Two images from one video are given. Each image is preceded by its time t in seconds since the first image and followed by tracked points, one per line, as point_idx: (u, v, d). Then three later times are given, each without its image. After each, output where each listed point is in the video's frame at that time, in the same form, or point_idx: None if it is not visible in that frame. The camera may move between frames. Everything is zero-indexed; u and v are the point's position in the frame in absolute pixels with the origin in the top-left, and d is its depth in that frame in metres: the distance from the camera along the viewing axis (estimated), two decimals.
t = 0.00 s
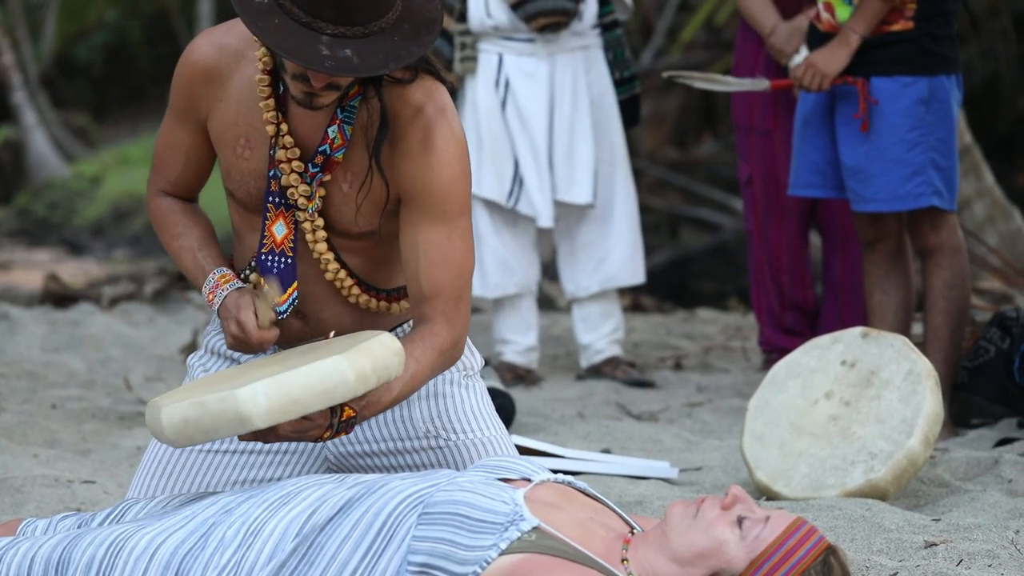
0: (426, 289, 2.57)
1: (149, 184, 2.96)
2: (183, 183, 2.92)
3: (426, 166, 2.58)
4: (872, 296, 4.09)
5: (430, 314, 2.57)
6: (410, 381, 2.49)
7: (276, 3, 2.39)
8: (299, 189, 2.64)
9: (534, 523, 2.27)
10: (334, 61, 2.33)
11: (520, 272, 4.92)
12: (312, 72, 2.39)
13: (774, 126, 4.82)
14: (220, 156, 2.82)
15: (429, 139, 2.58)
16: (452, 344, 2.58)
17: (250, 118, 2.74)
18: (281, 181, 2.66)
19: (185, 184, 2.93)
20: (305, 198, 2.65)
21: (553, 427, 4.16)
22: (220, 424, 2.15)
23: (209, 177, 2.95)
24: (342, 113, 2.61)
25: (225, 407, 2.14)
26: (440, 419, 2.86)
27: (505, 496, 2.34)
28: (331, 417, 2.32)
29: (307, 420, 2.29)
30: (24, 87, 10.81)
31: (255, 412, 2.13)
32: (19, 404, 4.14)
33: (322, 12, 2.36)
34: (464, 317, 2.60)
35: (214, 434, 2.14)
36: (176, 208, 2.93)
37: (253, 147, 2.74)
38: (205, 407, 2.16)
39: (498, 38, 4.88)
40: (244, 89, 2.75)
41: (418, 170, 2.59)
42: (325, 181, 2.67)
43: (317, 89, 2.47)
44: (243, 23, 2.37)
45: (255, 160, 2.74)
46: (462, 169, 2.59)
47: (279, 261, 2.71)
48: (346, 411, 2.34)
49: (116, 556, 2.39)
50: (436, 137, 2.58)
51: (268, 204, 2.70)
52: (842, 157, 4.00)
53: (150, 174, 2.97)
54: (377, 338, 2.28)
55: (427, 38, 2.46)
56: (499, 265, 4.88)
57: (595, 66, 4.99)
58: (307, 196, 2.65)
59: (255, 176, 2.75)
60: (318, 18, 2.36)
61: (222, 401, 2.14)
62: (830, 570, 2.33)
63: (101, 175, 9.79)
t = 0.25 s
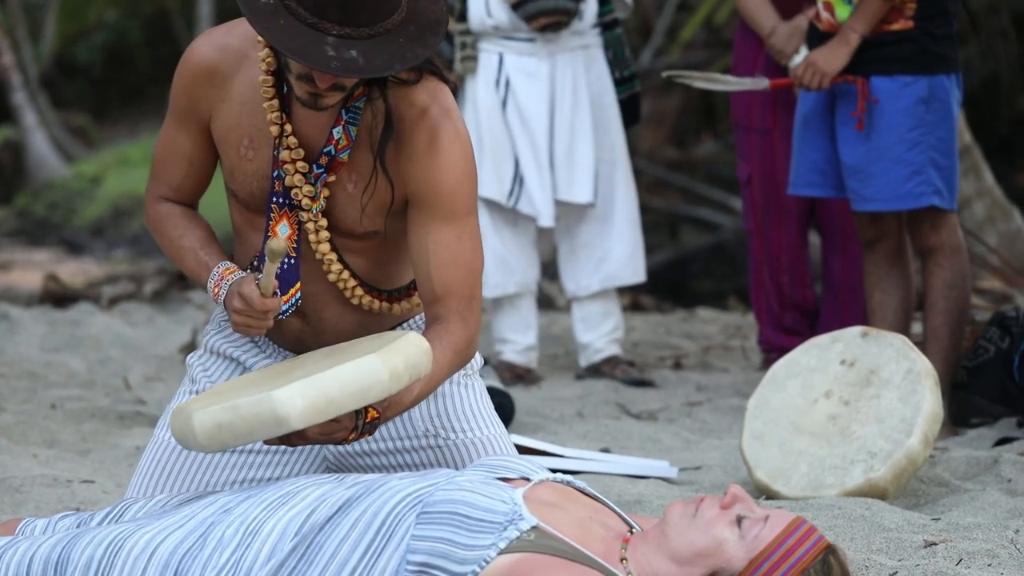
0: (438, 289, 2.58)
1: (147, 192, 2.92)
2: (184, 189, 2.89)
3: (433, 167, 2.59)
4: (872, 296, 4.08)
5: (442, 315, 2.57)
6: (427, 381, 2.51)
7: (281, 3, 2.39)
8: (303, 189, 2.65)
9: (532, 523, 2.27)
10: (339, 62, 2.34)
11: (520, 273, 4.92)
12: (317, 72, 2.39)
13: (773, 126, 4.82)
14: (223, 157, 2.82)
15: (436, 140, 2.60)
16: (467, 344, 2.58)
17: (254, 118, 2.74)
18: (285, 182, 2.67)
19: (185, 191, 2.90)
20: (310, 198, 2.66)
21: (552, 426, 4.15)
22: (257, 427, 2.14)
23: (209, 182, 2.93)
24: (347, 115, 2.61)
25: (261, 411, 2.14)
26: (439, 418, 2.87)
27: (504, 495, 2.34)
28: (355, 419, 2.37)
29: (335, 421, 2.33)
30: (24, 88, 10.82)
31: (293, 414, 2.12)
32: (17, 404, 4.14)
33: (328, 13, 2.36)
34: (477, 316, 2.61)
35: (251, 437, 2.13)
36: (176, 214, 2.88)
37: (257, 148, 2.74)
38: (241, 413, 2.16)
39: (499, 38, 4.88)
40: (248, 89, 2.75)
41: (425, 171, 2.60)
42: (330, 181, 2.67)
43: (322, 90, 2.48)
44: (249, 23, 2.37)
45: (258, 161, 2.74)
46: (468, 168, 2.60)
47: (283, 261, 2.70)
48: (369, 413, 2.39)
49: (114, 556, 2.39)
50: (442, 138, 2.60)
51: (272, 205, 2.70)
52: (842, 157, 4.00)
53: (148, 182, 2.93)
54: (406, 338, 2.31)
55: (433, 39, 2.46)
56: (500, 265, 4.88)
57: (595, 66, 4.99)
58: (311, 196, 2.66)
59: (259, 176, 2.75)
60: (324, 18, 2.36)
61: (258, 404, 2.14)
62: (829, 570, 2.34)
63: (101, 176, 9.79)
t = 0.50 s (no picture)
0: (440, 288, 2.56)
1: (143, 200, 2.89)
2: (182, 195, 2.86)
3: (436, 166, 2.59)
4: (869, 295, 4.09)
5: (445, 314, 2.56)
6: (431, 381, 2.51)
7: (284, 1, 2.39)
8: (304, 188, 2.65)
9: (529, 521, 2.28)
10: (342, 60, 2.33)
11: (518, 271, 4.92)
12: (319, 70, 2.39)
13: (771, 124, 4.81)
14: (223, 157, 2.82)
15: (439, 140, 2.61)
16: (470, 342, 2.55)
17: (255, 117, 2.74)
18: (287, 180, 2.67)
19: (182, 197, 2.87)
20: (311, 197, 2.66)
21: (548, 424, 4.16)
22: (279, 422, 2.14)
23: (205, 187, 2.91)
24: (348, 114, 2.61)
25: (283, 405, 2.14)
26: (435, 416, 2.87)
27: (500, 494, 2.34)
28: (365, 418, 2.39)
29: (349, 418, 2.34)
30: (22, 86, 10.82)
31: (316, 411, 2.13)
32: (13, 401, 4.14)
33: (330, 11, 2.37)
34: (479, 315, 2.59)
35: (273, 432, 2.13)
36: (175, 220, 2.85)
37: (258, 147, 2.74)
38: (262, 406, 2.16)
39: (496, 36, 4.88)
40: (249, 87, 2.75)
41: (428, 170, 2.60)
42: (331, 180, 2.67)
43: (324, 88, 2.48)
44: (251, 20, 2.37)
45: (259, 159, 2.74)
46: (470, 167, 2.61)
47: (284, 259, 2.70)
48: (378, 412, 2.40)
49: (111, 553, 2.39)
50: (444, 136, 2.60)
51: (274, 203, 2.70)
52: (839, 156, 4.00)
53: (144, 189, 2.89)
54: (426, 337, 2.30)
55: (435, 38, 2.46)
56: (497, 263, 4.89)
57: (593, 65, 4.99)
58: (313, 195, 2.66)
59: (260, 175, 2.75)
60: (327, 16, 2.36)
61: (281, 398, 2.14)
62: (826, 569, 2.31)
63: (99, 174, 9.79)
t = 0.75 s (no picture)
0: (440, 288, 2.58)
1: (144, 203, 2.86)
2: (185, 198, 2.85)
3: (436, 165, 2.59)
4: (869, 293, 4.08)
5: (443, 313, 2.57)
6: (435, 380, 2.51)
7: None
8: (306, 187, 2.65)
9: (529, 520, 2.28)
10: (346, 58, 2.33)
11: (517, 269, 4.92)
12: (323, 69, 2.38)
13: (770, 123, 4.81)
14: (223, 154, 2.82)
15: (440, 139, 2.60)
16: (469, 343, 2.57)
17: (257, 115, 2.73)
18: (289, 178, 2.67)
19: (184, 200, 2.85)
20: (313, 196, 2.65)
21: (548, 423, 4.16)
22: (297, 405, 2.11)
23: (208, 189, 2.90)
24: (350, 112, 2.61)
25: (301, 388, 2.11)
26: (436, 415, 2.86)
27: (501, 493, 2.34)
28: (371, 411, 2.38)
29: (357, 410, 2.32)
30: (20, 83, 10.81)
31: (334, 391, 2.11)
32: (13, 400, 4.14)
33: (334, 9, 2.36)
34: (477, 317, 2.60)
35: (292, 415, 2.10)
36: (177, 225, 2.82)
37: (260, 145, 2.73)
38: (279, 391, 2.13)
39: (497, 34, 4.88)
40: (252, 86, 2.75)
41: (430, 169, 2.60)
42: (332, 179, 2.67)
43: (327, 87, 2.47)
44: (255, 18, 2.36)
45: (261, 157, 2.73)
46: (471, 167, 2.61)
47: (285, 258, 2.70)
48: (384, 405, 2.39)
49: (112, 551, 2.39)
50: (447, 136, 2.61)
51: (276, 201, 2.70)
52: (839, 154, 4.00)
53: (145, 195, 2.87)
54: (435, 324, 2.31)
55: (439, 38, 2.46)
56: (497, 262, 4.88)
57: (593, 63, 4.99)
58: (315, 193, 2.66)
59: (262, 173, 2.74)
60: (331, 15, 2.36)
61: (299, 380, 2.11)
62: (826, 568, 2.31)
63: (98, 172, 9.78)
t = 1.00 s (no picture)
0: (437, 288, 2.53)
1: (149, 206, 2.86)
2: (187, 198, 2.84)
3: (436, 164, 2.58)
4: (869, 294, 4.08)
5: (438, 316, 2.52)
6: (432, 381, 2.47)
7: None
8: (306, 188, 2.65)
9: (530, 521, 2.28)
10: (346, 59, 2.33)
11: (518, 270, 4.92)
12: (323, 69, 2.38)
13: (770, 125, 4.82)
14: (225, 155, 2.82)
15: (440, 139, 2.60)
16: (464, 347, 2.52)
17: (258, 115, 2.73)
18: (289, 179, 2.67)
19: (187, 200, 2.85)
20: (313, 197, 2.65)
21: (549, 424, 4.16)
22: (294, 400, 2.05)
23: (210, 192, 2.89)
24: (350, 113, 2.61)
25: (297, 382, 2.06)
26: (436, 416, 2.86)
27: (501, 494, 2.34)
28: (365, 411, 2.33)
29: (352, 409, 2.26)
30: (21, 84, 10.82)
31: (330, 385, 2.05)
32: (14, 400, 4.14)
33: (335, 9, 2.36)
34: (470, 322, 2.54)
35: (288, 410, 2.04)
36: (179, 224, 2.82)
37: (261, 146, 2.73)
38: (275, 385, 2.07)
39: (499, 36, 4.88)
40: (253, 85, 2.75)
41: (428, 169, 2.59)
42: (332, 180, 2.67)
43: (327, 87, 2.47)
44: (256, 19, 2.36)
45: (262, 159, 2.73)
46: (471, 168, 2.59)
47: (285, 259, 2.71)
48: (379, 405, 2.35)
49: (112, 552, 2.39)
50: (447, 136, 2.60)
51: (276, 202, 2.70)
52: (839, 156, 4.00)
53: (149, 195, 2.87)
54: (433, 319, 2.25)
55: (440, 39, 2.46)
56: (498, 262, 4.88)
57: (594, 64, 4.99)
58: (315, 194, 2.66)
59: (262, 174, 2.74)
60: (332, 16, 2.36)
61: (295, 375, 2.06)
62: (826, 569, 2.32)
63: (98, 173, 9.79)
